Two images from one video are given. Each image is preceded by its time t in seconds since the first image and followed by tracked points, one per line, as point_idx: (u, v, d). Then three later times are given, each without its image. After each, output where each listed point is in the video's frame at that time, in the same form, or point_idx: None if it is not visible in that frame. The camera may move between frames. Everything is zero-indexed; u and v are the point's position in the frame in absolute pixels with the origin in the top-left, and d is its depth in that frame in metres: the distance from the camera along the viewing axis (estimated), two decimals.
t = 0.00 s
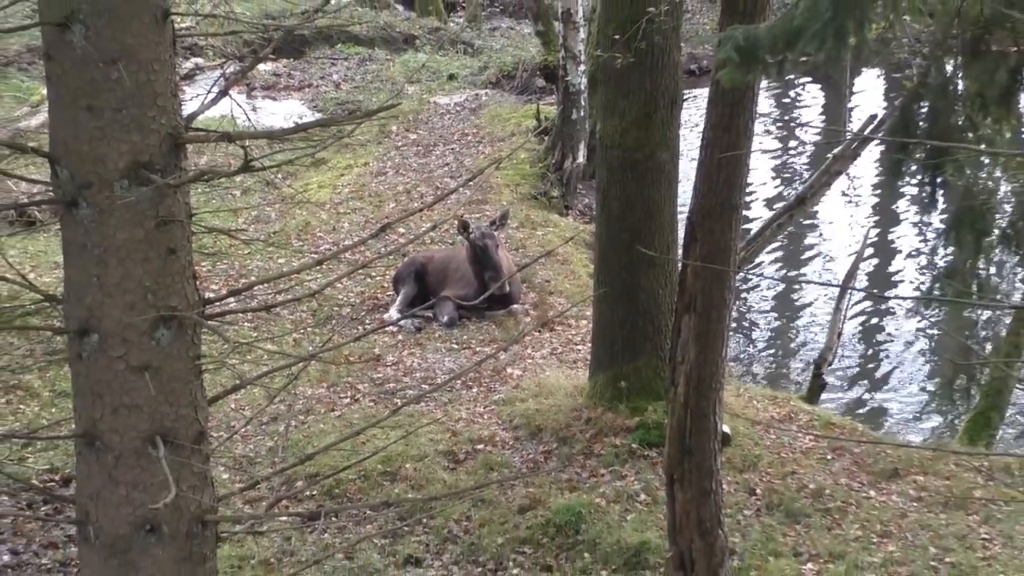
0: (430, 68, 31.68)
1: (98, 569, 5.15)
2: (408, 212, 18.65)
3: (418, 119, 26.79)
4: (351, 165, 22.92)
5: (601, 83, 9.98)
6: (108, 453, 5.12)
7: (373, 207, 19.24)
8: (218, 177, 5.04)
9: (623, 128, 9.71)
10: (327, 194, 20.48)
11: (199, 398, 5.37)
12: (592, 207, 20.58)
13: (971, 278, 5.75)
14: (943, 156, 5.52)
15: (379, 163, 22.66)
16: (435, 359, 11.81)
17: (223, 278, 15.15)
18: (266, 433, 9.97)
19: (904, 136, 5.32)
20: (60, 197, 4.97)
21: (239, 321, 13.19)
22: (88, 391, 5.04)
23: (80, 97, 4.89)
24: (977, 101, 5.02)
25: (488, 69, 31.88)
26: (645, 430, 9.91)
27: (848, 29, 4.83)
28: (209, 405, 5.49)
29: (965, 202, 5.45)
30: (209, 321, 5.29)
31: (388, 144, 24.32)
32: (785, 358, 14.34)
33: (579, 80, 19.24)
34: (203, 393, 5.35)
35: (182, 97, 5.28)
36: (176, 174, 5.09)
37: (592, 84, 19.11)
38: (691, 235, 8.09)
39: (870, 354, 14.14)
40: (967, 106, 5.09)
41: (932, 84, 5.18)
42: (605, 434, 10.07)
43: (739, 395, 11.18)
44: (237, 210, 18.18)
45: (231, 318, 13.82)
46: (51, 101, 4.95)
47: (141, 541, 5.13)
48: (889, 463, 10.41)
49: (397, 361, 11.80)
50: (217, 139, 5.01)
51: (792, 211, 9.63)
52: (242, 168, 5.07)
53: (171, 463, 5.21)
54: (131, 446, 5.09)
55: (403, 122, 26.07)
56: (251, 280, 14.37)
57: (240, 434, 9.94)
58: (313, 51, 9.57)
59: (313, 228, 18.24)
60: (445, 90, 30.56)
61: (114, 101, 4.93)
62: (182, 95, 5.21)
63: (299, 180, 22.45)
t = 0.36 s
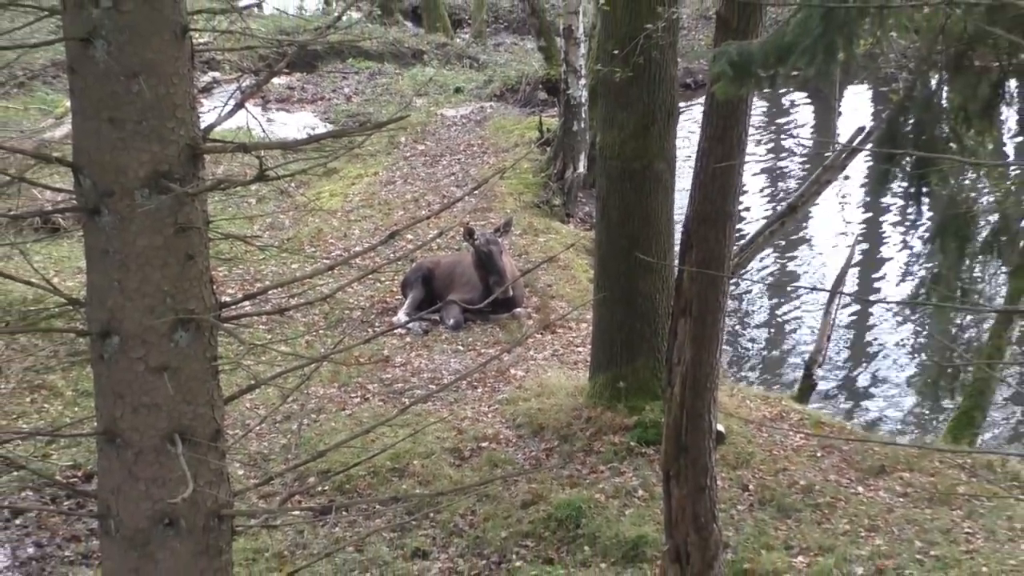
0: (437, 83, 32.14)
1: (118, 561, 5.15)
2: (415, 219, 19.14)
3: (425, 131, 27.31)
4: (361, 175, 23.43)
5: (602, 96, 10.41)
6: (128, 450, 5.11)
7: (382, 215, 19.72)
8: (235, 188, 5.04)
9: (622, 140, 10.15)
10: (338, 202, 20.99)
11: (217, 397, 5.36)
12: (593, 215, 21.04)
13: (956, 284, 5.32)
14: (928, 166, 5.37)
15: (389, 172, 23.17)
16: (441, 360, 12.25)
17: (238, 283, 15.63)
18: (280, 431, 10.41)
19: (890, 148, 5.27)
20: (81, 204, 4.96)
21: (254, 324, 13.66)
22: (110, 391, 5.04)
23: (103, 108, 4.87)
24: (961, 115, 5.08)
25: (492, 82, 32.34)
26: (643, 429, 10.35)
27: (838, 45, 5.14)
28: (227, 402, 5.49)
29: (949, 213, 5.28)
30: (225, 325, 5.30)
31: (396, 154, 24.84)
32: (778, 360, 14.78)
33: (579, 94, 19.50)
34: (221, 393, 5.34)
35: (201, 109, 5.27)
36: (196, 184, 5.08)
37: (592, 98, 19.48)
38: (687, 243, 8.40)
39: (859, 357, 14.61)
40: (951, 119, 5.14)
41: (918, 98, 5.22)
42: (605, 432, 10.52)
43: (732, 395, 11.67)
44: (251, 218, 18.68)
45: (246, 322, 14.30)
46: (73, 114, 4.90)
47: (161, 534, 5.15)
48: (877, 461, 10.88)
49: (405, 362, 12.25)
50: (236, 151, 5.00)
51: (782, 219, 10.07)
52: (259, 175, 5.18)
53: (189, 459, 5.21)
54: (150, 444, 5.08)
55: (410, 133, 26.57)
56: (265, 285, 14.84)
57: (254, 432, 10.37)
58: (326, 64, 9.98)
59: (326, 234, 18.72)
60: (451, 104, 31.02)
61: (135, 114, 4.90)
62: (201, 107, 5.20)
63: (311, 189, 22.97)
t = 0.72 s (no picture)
0: (440, 89, 32.54)
1: (135, 547, 5.15)
2: (419, 219, 19.60)
3: (429, 133, 27.78)
4: (367, 176, 23.93)
5: (598, 102, 10.85)
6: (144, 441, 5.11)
7: (388, 215, 20.19)
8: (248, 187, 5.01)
9: (618, 144, 10.59)
10: (345, 203, 21.47)
11: (229, 390, 5.34)
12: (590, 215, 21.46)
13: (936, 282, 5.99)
14: (909, 170, 5.89)
15: (394, 174, 23.65)
16: (444, 354, 12.70)
17: (248, 282, 16.12)
18: (290, 423, 10.86)
19: (875, 152, 5.79)
20: (99, 205, 4.96)
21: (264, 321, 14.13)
22: (126, 385, 5.03)
23: (118, 114, 4.86)
24: (943, 120, 5.65)
25: (493, 88, 32.75)
26: (636, 420, 10.80)
27: (824, 54, 5.51)
28: (238, 395, 5.46)
29: (931, 213, 5.87)
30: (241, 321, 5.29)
31: (400, 156, 25.33)
32: (768, 354, 15.24)
33: (577, 99, 19.97)
34: (234, 385, 5.32)
35: (214, 114, 5.24)
36: (208, 185, 5.05)
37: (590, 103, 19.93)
38: (679, 242, 8.76)
39: (845, 352, 15.04)
40: (933, 123, 5.70)
41: (901, 104, 5.78)
42: (600, 423, 10.97)
43: (723, 388, 12.16)
44: (261, 219, 19.19)
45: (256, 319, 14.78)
46: (89, 118, 4.91)
47: (175, 522, 5.15)
48: (861, 451, 11.35)
49: (410, 357, 12.71)
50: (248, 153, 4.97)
51: (771, 219, 10.53)
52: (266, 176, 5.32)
53: (201, 450, 5.19)
54: (164, 435, 5.06)
55: (414, 136, 27.05)
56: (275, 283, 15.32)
57: (265, 424, 10.83)
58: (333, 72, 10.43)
59: (334, 234, 19.20)
60: (453, 109, 31.42)
61: (150, 119, 4.88)
62: (213, 112, 5.18)
63: (318, 190, 23.46)
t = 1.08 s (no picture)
0: (440, 95, 33.03)
1: (148, 534, 5.39)
2: (421, 220, 20.09)
3: (430, 138, 28.29)
4: (370, 178, 24.43)
5: (592, 108, 11.31)
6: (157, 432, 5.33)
7: (390, 216, 20.69)
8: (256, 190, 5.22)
9: (611, 148, 11.05)
10: (349, 204, 21.98)
11: (239, 382, 5.57)
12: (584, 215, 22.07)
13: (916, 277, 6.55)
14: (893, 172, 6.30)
15: (396, 176, 24.16)
16: (445, 349, 13.17)
17: (256, 279, 16.61)
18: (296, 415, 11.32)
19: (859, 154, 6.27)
20: (114, 206, 5.19)
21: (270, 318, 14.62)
22: (140, 379, 5.27)
23: (132, 119, 5.09)
24: (921, 124, 6.09)
25: (492, 95, 33.23)
26: (629, 412, 11.27)
27: (808, 62, 5.76)
28: (246, 389, 5.70)
29: (910, 214, 6.37)
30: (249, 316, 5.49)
31: (402, 158, 25.84)
32: (756, 351, 15.68)
33: (572, 105, 20.45)
34: (244, 378, 5.57)
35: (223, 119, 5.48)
36: (218, 187, 5.28)
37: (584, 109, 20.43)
38: (670, 242, 9.00)
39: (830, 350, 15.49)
40: (913, 127, 6.15)
41: (882, 109, 6.26)
42: (594, 415, 11.44)
43: (713, 381, 12.66)
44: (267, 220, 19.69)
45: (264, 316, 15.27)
46: (105, 122, 5.14)
47: (186, 510, 5.37)
48: (844, 443, 11.85)
49: (411, 352, 13.18)
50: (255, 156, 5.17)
51: (758, 220, 11.00)
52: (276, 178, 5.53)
53: (212, 441, 5.41)
54: (177, 426, 5.29)
55: (415, 139, 27.55)
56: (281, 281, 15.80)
57: (273, 416, 11.30)
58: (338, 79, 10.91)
59: (338, 234, 19.69)
60: (453, 114, 31.91)
61: (163, 124, 5.10)
62: (223, 117, 5.42)
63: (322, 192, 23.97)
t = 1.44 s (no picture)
0: (438, 101, 33.51)
1: (159, 523, 5.85)
2: (421, 221, 20.60)
3: (430, 142, 28.79)
4: (371, 181, 24.95)
5: (584, 114, 11.76)
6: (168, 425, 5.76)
7: (391, 217, 21.19)
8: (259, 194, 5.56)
9: (602, 152, 11.52)
10: (351, 206, 22.49)
11: (246, 379, 6.00)
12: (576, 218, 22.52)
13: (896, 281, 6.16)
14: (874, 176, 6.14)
15: (397, 179, 24.67)
16: (443, 346, 13.66)
17: (261, 279, 17.12)
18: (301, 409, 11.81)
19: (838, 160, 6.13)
20: (125, 209, 5.59)
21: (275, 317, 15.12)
22: (152, 372, 5.68)
23: (144, 125, 5.47)
24: (902, 130, 5.99)
25: (488, 102, 33.67)
26: (619, 406, 11.76)
27: (792, 69, 5.94)
28: (252, 384, 6.13)
29: (890, 218, 6.05)
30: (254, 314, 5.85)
31: (402, 163, 26.35)
32: (742, 348, 16.15)
33: (565, 111, 20.91)
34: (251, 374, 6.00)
35: (231, 125, 5.87)
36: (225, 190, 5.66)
37: (576, 114, 20.92)
38: (660, 243, 9.33)
39: (814, 349, 15.87)
40: (893, 134, 6.04)
41: (863, 117, 6.10)
42: (586, 408, 11.92)
43: (700, 376, 13.18)
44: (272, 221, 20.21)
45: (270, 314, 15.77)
46: (118, 128, 5.52)
47: (196, 500, 5.81)
48: (826, 435, 12.38)
49: (411, 349, 13.67)
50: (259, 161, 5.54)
51: (743, 221, 11.46)
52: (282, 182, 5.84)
53: (220, 434, 5.84)
54: (187, 419, 5.71)
55: (415, 143, 28.05)
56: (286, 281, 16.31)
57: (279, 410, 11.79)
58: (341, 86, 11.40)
59: (341, 236, 20.20)
60: (452, 120, 32.40)
61: (173, 129, 5.48)
62: (231, 123, 5.79)
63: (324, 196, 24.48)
